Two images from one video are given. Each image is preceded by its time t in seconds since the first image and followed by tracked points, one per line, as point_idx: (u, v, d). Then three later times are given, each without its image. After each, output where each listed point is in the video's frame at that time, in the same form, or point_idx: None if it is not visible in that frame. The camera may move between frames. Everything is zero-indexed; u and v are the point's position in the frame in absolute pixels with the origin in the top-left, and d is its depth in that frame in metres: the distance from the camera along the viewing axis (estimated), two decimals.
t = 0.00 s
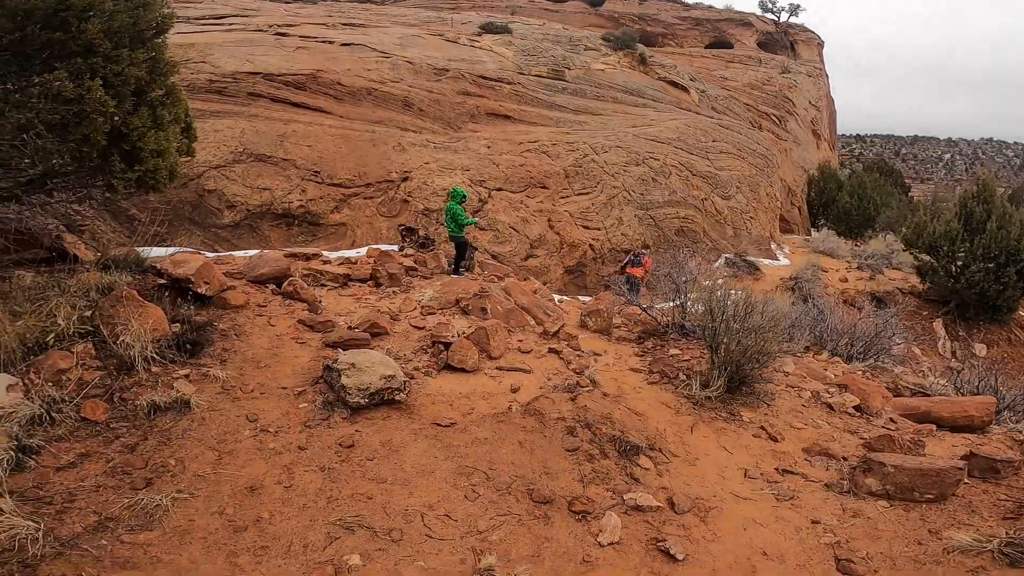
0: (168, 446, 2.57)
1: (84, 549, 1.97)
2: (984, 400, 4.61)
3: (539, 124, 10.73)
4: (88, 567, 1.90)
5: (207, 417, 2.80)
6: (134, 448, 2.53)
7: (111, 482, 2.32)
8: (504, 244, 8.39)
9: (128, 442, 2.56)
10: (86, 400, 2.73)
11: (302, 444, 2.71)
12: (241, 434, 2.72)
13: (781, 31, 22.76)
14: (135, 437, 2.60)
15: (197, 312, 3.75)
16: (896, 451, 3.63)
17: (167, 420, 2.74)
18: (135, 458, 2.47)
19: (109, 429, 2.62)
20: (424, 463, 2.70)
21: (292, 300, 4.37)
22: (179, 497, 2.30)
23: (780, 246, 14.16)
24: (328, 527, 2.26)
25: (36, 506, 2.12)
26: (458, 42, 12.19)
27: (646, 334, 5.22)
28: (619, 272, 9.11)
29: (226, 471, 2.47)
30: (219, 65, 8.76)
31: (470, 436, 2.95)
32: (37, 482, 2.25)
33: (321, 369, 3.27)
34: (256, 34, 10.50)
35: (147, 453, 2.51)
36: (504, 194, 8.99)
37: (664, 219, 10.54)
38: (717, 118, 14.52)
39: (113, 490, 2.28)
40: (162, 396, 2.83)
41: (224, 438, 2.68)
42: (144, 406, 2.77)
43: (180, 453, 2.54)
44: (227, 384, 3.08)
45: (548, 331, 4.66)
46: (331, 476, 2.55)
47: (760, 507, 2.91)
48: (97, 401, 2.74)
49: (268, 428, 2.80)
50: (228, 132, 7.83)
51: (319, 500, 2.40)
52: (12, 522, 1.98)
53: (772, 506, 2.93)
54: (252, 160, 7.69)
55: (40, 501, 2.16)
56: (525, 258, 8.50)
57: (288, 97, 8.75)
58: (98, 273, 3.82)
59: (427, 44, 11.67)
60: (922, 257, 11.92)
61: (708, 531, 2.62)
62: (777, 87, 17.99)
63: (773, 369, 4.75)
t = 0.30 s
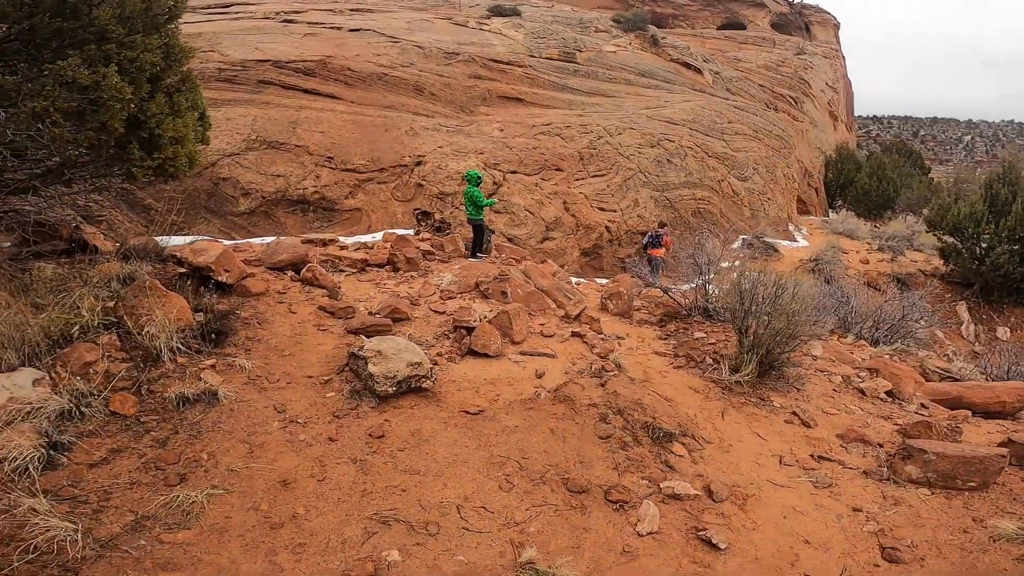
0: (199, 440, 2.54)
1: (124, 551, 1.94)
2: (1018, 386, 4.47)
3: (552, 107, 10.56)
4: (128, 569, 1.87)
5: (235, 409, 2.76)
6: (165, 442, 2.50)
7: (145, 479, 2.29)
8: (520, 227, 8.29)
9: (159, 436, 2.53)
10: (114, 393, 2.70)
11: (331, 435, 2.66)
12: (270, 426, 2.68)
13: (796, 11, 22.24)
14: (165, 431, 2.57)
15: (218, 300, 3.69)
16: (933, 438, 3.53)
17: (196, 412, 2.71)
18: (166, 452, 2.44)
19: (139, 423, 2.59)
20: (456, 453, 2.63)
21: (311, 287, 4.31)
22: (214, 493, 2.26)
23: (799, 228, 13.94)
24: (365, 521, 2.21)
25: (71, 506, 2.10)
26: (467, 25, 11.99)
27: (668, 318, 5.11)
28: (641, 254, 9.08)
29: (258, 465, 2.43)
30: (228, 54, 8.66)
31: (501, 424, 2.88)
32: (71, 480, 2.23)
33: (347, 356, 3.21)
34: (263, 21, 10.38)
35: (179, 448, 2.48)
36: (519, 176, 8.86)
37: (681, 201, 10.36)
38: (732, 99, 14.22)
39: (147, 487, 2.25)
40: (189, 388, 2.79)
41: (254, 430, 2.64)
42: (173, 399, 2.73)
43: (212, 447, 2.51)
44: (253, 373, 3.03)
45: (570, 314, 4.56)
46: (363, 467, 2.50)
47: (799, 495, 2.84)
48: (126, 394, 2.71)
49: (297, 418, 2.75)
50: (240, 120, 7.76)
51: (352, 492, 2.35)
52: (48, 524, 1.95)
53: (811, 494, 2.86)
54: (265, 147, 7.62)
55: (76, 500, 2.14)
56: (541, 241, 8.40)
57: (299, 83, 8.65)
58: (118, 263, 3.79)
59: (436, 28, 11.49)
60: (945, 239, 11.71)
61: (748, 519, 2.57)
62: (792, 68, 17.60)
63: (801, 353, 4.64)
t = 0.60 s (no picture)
0: (223, 444, 2.50)
1: (159, 565, 1.92)
2: None
3: (561, 94, 10.38)
4: None
5: (258, 410, 2.70)
6: (190, 447, 2.46)
7: (172, 487, 2.27)
8: (533, 216, 8.17)
9: (183, 441, 2.49)
10: (135, 396, 2.64)
11: (358, 437, 2.60)
12: (295, 428, 2.62)
13: None
14: (188, 436, 2.52)
15: (233, 296, 3.61)
16: (971, 431, 3.42)
17: (219, 415, 2.65)
18: (191, 459, 2.40)
19: (161, 427, 2.54)
20: (487, 454, 2.56)
21: (326, 280, 4.22)
22: (244, 501, 2.23)
23: (814, 214, 13.72)
24: (399, 529, 2.17)
25: (100, 517, 2.09)
26: (472, 13, 11.80)
27: (688, 307, 4.99)
28: (660, 238, 9.05)
29: (286, 471, 2.40)
30: (232, 46, 8.55)
31: (529, 421, 2.80)
32: (97, 489, 2.21)
33: (368, 352, 3.12)
34: (266, 13, 10.24)
35: (204, 454, 2.44)
36: (530, 165, 8.72)
37: (694, 188, 10.19)
38: (743, 85, 13.97)
39: (174, 496, 2.23)
40: (208, 389, 2.72)
41: (279, 433, 2.59)
42: (193, 401, 2.67)
43: (238, 452, 2.47)
44: (273, 372, 2.95)
45: (589, 305, 4.44)
46: (393, 471, 2.44)
47: (838, 492, 2.78)
48: (147, 397, 2.65)
49: (322, 419, 2.69)
50: (247, 113, 7.67)
51: (385, 497, 2.31)
52: (79, 538, 1.94)
53: (852, 490, 2.81)
54: (273, 140, 7.53)
55: (104, 510, 2.12)
56: (553, 230, 8.27)
57: (305, 75, 8.54)
58: (131, 260, 3.73)
59: (441, 16, 11.30)
60: (963, 224, 11.49)
61: (790, 517, 2.52)
62: (803, 52, 17.27)
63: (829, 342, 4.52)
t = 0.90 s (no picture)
0: (209, 460, 2.38)
1: None
2: None
3: (556, 93, 10.29)
4: None
5: (245, 424, 2.57)
6: (173, 463, 2.34)
7: (155, 506, 2.15)
8: (528, 217, 8.07)
9: (165, 457, 2.37)
10: (114, 409, 2.51)
11: (352, 453, 2.48)
12: (284, 443, 2.50)
13: None
14: (171, 451, 2.40)
15: (219, 302, 3.48)
16: (976, 440, 3.36)
17: (203, 429, 2.52)
18: (174, 476, 2.28)
19: (143, 442, 2.42)
20: (487, 470, 2.46)
21: (316, 283, 4.10)
22: (231, 522, 2.12)
23: (806, 216, 13.73)
24: (398, 553, 2.07)
25: (78, 539, 1.97)
26: (466, 11, 11.67)
27: (687, 311, 4.91)
28: (660, 240, 9.09)
29: (275, 489, 2.28)
30: (221, 43, 8.38)
31: (530, 435, 2.69)
32: (75, 509, 2.08)
33: (360, 362, 3.01)
34: (257, 9, 10.06)
35: (188, 470, 2.32)
36: (525, 165, 8.62)
37: (688, 189, 10.13)
38: (736, 86, 13.94)
39: (158, 516, 2.11)
40: (192, 402, 2.59)
41: (268, 448, 2.47)
42: (176, 415, 2.54)
43: (224, 469, 2.35)
44: (261, 384, 2.82)
45: (587, 309, 4.34)
46: (389, 489, 2.33)
47: (848, 505, 2.70)
48: (127, 410, 2.52)
49: (313, 433, 2.57)
50: (236, 111, 7.50)
51: (381, 517, 2.20)
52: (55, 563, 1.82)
53: (861, 501, 2.75)
54: (263, 138, 7.37)
55: (82, 532, 2.00)
56: (548, 232, 8.18)
57: (296, 72, 8.38)
58: (113, 263, 3.59)
59: (434, 14, 11.16)
60: (954, 227, 11.52)
61: (800, 531, 2.46)
62: (796, 54, 17.29)
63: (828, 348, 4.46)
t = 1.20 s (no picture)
0: (174, 481, 2.21)
1: None
2: None
3: (551, 94, 10.15)
4: None
5: (216, 443, 2.40)
6: (135, 484, 2.17)
7: (113, 530, 1.98)
8: (521, 219, 7.92)
9: (127, 477, 2.19)
10: (74, 424, 2.34)
11: (331, 476, 2.32)
12: (258, 464, 2.33)
13: None
14: (134, 471, 2.22)
15: (194, 308, 3.30)
16: (984, 455, 3.24)
17: (169, 448, 2.35)
18: (137, 498, 2.11)
19: (104, 461, 2.25)
20: (476, 494, 2.31)
21: (299, 288, 3.93)
22: (197, 550, 1.95)
23: (800, 220, 13.67)
24: None
25: (27, 567, 1.80)
26: (461, 10, 11.51)
27: (683, 318, 4.78)
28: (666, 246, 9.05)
29: (247, 515, 2.11)
30: (209, 39, 8.17)
31: (521, 454, 2.54)
32: (25, 535, 1.91)
33: (343, 376, 2.84)
34: (247, 5, 9.85)
35: (151, 492, 2.15)
36: (518, 166, 8.47)
37: (683, 192, 10.02)
38: (731, 89, 13.87)
39: (116, 542, 1.94)
40: (159, 419, 2.42)
41: (239, 469, 2.30)
42: (141, 431, 2.37)
43: (192, 491, 2.18)
44: (235, 398, 2.65)
45: (582, 316, 4.19)
46: (370, 516, 2.17)
47: (856, 526, 2.57)
48: (87, 426, 2.35)
49: (289, 453, 2.40)
50: (222, 109, 7.30)
51: (362, 547, 2.04)
52: None
53: (870, 522, 2.61)
54: (249, 137, 7.17)
55: (33, 559, 1.84)
56: (541, 235, 8.04)
57: (286, 70, 8.19)
58: (82, 266, 3.40)
59: (429, 13, 11.00)
60: (948, 232, 11.48)
61: (808, 556, 2.33)
62: (790, 57, 17.27)
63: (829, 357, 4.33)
